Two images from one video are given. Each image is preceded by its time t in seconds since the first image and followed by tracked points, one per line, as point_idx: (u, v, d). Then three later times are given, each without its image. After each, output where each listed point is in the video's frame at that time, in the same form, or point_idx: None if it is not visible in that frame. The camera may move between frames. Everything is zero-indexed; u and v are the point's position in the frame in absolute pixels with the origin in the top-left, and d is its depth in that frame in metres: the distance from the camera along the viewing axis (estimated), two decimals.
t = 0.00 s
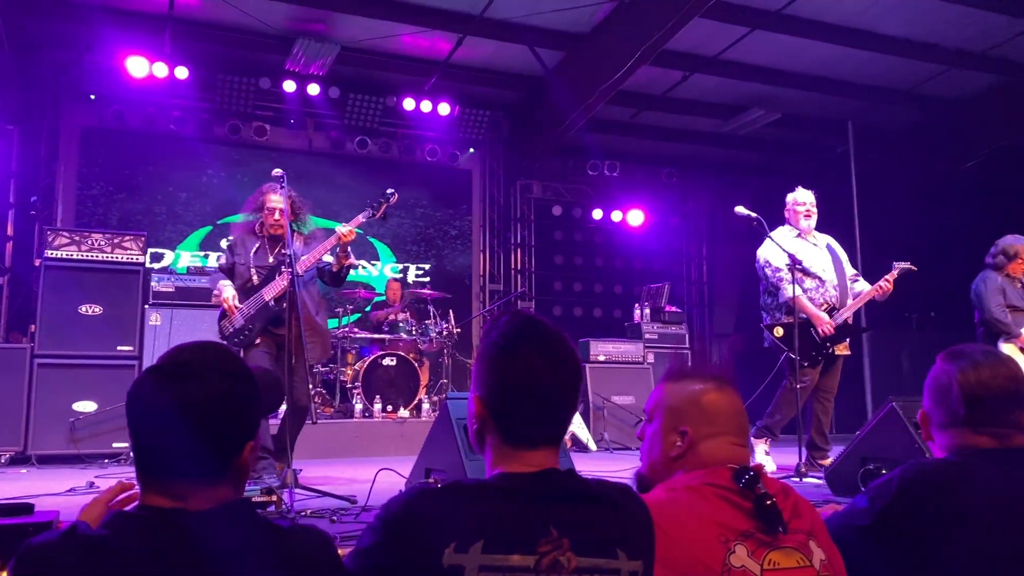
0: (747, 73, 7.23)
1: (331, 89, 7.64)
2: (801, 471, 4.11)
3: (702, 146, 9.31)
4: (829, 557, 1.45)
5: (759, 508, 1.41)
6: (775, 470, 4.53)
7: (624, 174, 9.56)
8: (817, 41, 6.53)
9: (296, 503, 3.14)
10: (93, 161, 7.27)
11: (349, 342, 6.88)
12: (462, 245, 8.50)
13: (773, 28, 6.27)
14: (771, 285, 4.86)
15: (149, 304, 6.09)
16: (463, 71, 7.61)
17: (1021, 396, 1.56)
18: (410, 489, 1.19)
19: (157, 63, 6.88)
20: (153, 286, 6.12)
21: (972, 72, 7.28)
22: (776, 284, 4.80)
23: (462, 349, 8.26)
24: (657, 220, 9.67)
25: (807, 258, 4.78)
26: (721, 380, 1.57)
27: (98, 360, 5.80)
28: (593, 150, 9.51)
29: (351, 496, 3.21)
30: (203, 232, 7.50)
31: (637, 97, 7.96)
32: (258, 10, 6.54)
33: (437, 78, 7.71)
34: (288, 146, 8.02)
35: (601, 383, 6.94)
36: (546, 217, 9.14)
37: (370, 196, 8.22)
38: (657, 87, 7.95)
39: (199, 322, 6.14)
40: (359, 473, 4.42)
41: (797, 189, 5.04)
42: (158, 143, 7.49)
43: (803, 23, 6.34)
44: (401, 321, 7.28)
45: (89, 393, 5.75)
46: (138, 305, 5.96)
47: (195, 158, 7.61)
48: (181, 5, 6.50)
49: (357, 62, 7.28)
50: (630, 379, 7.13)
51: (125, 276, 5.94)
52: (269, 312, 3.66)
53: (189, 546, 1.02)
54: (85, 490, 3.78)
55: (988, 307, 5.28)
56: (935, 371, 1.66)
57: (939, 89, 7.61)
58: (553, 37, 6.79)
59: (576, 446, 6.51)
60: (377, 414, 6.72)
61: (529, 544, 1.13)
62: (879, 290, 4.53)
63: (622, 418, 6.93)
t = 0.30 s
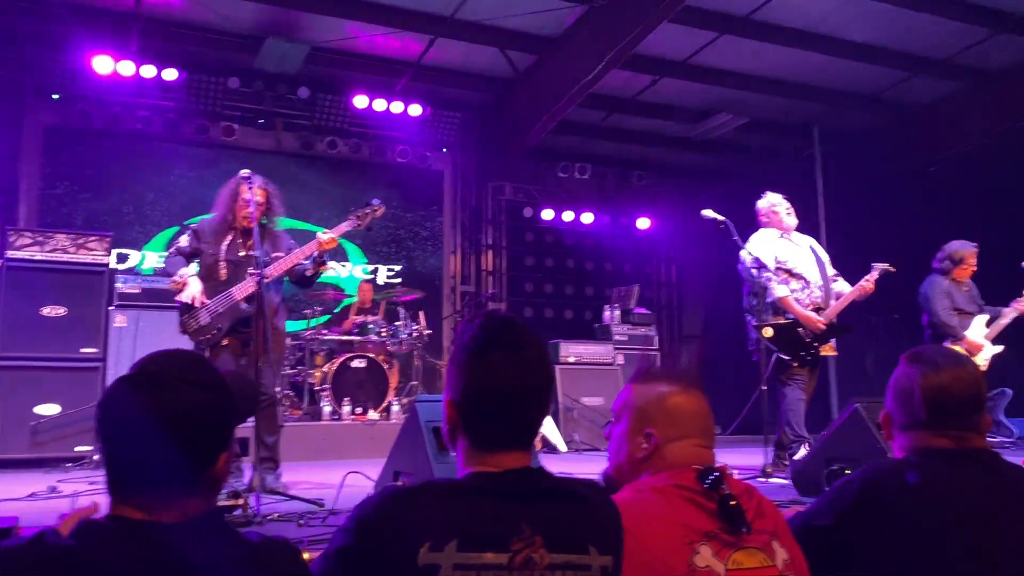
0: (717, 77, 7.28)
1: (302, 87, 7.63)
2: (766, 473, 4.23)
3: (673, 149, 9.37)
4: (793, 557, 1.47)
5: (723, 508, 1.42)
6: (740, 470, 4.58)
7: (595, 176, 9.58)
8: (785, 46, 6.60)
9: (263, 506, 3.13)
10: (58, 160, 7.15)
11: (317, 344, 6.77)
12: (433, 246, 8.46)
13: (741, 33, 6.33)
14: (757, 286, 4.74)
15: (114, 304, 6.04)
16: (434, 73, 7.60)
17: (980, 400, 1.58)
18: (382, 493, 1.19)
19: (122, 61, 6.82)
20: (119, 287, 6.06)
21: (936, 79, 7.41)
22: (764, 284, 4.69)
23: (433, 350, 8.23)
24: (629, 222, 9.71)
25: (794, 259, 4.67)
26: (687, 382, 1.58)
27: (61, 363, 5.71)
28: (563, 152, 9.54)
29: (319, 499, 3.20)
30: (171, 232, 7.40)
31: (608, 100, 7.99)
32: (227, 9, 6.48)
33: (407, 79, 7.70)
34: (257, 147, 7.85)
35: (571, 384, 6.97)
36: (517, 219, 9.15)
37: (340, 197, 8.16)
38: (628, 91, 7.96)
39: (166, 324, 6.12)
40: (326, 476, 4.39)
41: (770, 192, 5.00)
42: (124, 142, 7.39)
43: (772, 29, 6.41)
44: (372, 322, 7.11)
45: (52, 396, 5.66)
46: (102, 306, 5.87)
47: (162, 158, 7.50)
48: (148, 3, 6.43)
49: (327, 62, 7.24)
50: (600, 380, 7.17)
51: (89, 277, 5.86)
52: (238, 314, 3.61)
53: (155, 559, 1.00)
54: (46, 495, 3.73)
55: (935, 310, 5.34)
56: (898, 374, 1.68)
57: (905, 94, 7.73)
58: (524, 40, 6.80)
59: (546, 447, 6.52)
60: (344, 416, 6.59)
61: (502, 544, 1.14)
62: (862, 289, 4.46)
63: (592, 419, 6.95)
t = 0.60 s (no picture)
0: (680, 82, 7.34)
1: (263, 86, 7.36)
2: (728, 475, 4.08)
3: (636, 154, 9.44)
4: (750, 558, 1.49)
5: (682, 512, 1.43)
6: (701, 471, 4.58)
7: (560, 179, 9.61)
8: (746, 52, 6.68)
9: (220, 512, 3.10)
10: (10, 158, 6.97)
11: (278, 347, 6.75)
12: (396, 248, 8.41)
13: (704, 39, 6.39)
14: (740, 293, 4.44)
15: (69, 306, 6.06)
16: (397, 74, 7.55)
17: (931, 403, 1.62)
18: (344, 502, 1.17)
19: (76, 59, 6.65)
20: (73, 288, 6.10)
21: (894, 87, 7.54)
22: (748, 292, 4.37)
23: (396, 353, 8.18)
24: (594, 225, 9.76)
25: (777, 265, 4.38)
26: (647, 386, 1.59)
27: (11, 367, 5.56)
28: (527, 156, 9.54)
29: (278, 504, 3.18)
30: (127, 234, 7.31)
31: (573, 103, 8.01)
32: (185, 7, 6.37)
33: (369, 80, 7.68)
34: (217, 145, 7.76)
35: (533, 387, 6.98)
36: (481, 222, 9.17)
37: (301, 199, 8.07)
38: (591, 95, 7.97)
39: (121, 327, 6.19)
40: (285, 481, 4.35)
41: (750, 193, 4.68)
42: (81, 141, 7.26)
43: (734, 35, 6.47)
44: (332, 326, 7.11)
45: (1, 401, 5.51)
46: (55, 309, 5.75)
47: (119, 158, 7.38)
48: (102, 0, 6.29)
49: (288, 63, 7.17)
50: (564, 382, 7.17)
51: (42, 279, 5.73)
52: (198, 323, 3.57)
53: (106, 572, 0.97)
54: None
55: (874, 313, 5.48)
56: (851, 377, 1.72)
57: (864, 101, 7.86)
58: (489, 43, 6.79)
59: (508, 451, 6.51)
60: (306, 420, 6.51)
61: (466, 550, 1.13)
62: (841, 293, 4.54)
63: (555, 422, 6.96)
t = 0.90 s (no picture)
0: (642, 82, 7.37)
1: (219, 82, 7.31)
2: (684, 473, 3.95)
3: (598, 154, 9.47)
4: (705, 560, 1.49)
5: (637, 514, 1.42)
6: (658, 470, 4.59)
7: (522, 178, 9.62)
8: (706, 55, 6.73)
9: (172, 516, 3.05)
10: None
11: (232, 348, 6.72)
12: (355, 247, 8.32)
13: (665, 40, 6.42)
14: (718, 286, 4.27)
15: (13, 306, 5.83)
16: (358, 71, 7.49)
17: (888, 403, 1.65)
18: (294, 507, 1.14)
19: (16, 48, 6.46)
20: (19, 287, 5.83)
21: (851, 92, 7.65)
22: (727, 286, 4.20)
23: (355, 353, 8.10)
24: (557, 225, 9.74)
25: (755, 260, 4.21)
26: (603, 388, 1.59)
27: None
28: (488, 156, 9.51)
29: (232, 508, 3.14)
30: (78, 231, 7.15)
31: (533, 103, 8.01)
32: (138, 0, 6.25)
33: (328, 77, 7.61)
34: (172, 142, 7.65)
35: (493, 388, 6.95)
36: (441, 221, 9.05)
37: (258, 197, 7.95)
38: (552, 95, 7.95)
39: (69, 327, 5.95)
40: (241, 484, 4.29)
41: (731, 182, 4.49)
42: (31, 136, 7.09)
43: (695, 36, 6.50)
44: (289, 325, 6.96)
45: None
46: None
47: (70, 153, 7.20)
48: None
49: (246, 58, 7.07)
50: (524, 382, 7.16)
51: None
52: (152, 325, 3.52)
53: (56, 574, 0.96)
54: None
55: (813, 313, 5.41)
56: (809, 376, 1.74)
57: (822, 105, 7.97)
58: (450, 42, 6.75)
59: (468, 452, 6.49)
60: (261, 422, 6.44)
61: (416, 555, 1.11)
62: (808, 291, 4.57)
63: (515, 422, 6.94)
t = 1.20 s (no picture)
0: (610, 84, 7.40)
1: (184, 79, 7.40)
2: (651, 473, 3.94)
3: (567, 156, 9.50)
4: (672, 560, 1.45)
5: (604, 514, 1.39)
6: (625, 469, 4.61)
7: (491, 179, 9.61)
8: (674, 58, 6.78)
9: (131, 519, 2.99)
10: None
11: (198, 347, 6.59)
12: (322, 247, 8.21)
13: (633, 43, 6.46)
14: (688, 289, 4.17)
15: None
16: (325, 70, 7.45)
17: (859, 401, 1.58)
18: (256, 510, 1.11)
19: None
20: None
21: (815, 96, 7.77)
22: (696, 289, 4.10)
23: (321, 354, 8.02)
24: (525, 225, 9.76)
25: (726, 262, 4.13)
26: (567, 385, 1.54)
27: None
28: (457, 155, 9.51)
29: (194, 509, 3.09)
30: (37, 228, 7.00)
31: (502, 104, 8.00)
32: None
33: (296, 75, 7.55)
34: (135, 139, 7.56)
35: (461, 388, 6.91)
36: (410, 220, 8.99)
37: (224, 194, 7.82)
38: (521, 96, 7.94)
39: (27, 326, 5.82)
40: (202, 486, 4.22)
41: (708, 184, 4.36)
42: None
43: (662, 40, 6.55)
44: (254, 325, 7.05)
45: None
46: None
47: (29, 149, 7.06)
48: None
49: (212, 55, 6.98)
50: (491, 383, 7.13)
51: None
52: (121, 323, 3.48)
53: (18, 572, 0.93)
54: None
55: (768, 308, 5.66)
56: (775, 374, 1.64)
57: (788, 108, 8.08)
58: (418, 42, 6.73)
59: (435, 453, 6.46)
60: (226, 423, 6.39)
61: (380, 557, 1.07)
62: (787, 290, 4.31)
63: (483, 422, 6.90)
